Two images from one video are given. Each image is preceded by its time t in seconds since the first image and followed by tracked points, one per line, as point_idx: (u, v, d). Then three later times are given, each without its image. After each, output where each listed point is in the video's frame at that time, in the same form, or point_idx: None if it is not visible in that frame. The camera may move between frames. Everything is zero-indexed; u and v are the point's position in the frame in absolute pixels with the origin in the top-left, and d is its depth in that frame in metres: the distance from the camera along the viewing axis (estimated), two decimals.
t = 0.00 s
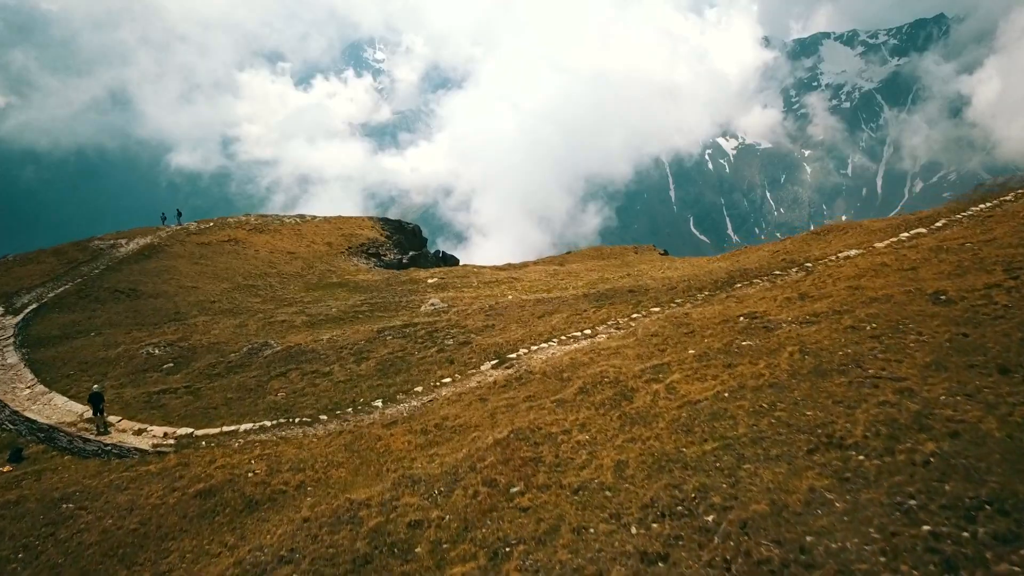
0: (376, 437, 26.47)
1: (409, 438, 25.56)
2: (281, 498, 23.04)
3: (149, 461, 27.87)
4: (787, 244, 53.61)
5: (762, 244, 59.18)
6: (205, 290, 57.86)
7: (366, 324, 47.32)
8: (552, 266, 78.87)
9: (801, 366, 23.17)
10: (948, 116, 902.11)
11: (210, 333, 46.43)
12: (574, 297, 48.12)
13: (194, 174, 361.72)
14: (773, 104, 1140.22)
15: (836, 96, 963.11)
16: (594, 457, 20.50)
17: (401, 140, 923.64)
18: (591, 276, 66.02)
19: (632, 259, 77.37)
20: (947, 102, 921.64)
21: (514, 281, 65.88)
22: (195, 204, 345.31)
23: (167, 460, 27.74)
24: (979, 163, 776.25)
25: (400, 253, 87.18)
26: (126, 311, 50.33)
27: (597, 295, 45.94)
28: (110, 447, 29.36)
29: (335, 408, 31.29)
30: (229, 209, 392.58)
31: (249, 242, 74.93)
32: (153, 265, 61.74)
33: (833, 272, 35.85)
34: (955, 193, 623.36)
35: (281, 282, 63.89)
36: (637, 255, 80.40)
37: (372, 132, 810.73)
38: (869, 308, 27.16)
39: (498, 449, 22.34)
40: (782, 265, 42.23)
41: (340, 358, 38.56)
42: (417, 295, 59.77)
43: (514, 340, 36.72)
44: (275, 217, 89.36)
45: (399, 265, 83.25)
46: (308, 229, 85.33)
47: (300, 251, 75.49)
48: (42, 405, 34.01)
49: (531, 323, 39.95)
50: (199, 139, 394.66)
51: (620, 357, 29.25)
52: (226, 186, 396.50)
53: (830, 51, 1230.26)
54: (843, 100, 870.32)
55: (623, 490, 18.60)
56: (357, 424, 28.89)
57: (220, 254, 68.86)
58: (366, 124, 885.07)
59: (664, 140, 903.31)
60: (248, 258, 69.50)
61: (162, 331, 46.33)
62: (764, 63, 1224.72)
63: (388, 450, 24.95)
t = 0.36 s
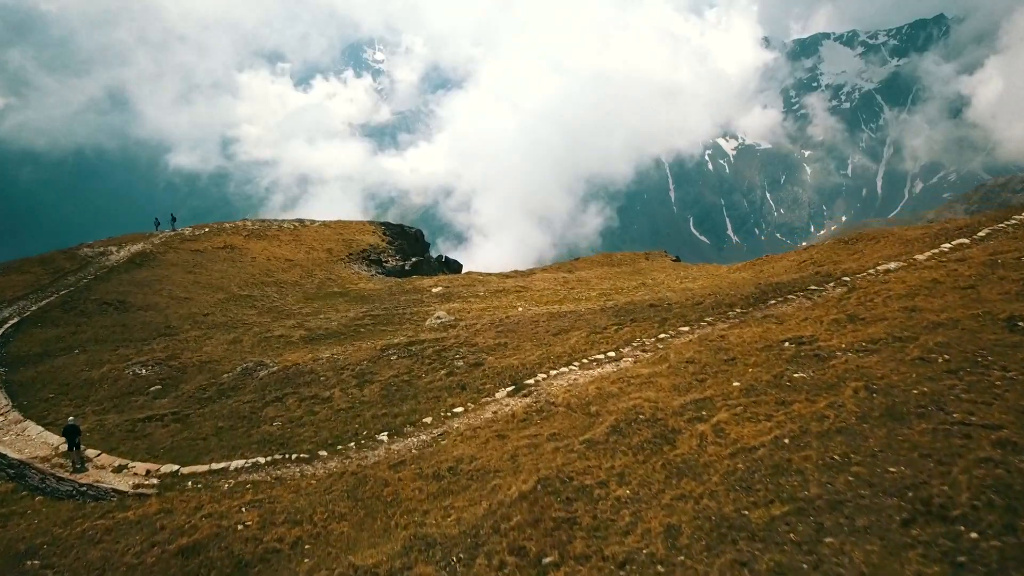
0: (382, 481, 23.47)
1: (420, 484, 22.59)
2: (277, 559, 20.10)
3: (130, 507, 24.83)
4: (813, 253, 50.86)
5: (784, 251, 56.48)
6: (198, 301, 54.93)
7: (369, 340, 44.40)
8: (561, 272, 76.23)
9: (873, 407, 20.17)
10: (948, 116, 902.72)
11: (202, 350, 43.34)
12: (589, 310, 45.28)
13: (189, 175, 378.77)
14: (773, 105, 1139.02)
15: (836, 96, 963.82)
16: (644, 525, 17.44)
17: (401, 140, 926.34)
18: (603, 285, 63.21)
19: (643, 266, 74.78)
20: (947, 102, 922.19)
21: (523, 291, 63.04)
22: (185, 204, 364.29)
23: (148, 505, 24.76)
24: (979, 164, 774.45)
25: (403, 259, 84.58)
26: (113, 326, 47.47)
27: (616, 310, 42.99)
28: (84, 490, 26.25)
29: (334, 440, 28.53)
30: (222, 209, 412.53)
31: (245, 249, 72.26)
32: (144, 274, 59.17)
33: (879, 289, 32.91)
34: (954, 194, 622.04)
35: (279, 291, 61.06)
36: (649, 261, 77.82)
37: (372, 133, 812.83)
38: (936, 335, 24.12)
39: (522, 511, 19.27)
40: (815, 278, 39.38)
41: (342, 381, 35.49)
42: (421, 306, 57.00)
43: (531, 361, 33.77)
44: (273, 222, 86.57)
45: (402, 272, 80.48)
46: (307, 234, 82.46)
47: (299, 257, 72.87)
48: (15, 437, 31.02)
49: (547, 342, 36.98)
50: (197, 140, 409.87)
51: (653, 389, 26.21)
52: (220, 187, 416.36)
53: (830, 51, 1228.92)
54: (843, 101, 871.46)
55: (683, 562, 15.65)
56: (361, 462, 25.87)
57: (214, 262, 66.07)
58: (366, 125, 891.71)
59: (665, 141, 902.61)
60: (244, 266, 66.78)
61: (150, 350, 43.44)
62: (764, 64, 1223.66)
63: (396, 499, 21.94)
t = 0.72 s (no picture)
0: (392, 541, 20.49)
1: (434, 544, 19.68)
2: None
3: (105, 565, 22.00)
4: (842, 264, 48.17)
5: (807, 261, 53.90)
6: (191, 314, 51.97)
7: (372, 360, 41.48)
8: (572, 280, 73.61)
9: (968, 464, 17.14)
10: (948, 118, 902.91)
11: (191, 371, 40.33)
12: (607, 326, 42.51)
13: (190, 176, 388.47)
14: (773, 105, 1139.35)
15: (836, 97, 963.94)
16: None
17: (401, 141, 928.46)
18: (617, 295, 60.43)
19: (656, 273, 72.23)
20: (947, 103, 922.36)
21: (533, 301, 60.25)
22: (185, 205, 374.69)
23: (123, 565, 21.81)
24: (979, 167, 774.93)
25: (405, 265, 81.99)
26: (99, 342, 44.61)
27: (637, 326, 40.08)
28: (56, 541, 23.35)
29: (336, 481, 25.67)
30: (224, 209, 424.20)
31: (242, 256, 69.49)
32: (135, 285, 56.36)
33: (933, 308, 29.98)
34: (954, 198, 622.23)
35: (277, 301, 58.23)
36: (662, 268, 75.34)
37: (373, 133, 813.25)
38: (1020, 372, 21.19)
39: None
40: (853, 294, 36.59)
41: (342, 409, 32.47)
42: (426, 318, 54.07)
43: (550, 387, 30.77)
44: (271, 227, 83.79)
45: (405, 279, 77.67)
46: (306, 240, 79.70)
47: (298, 264, 70.22)
48: None
49: (565, 366, 34.04)
50: (198, 140, 418.95)
51: (692, 429, 23.25)
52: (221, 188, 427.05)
53: (830, 52, 1229.09)
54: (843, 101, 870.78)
55: None
56: (365, 512, 22.92)
57: (208, 271, 63.26)
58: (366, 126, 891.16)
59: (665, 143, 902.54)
60: (240, 274, 63.94)
61: (138, 370, 40.52)
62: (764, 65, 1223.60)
63: (407, 566, 18.90)
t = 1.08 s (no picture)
0: None
1: None
2: None
3: None
4: (881, 276, 45.01)
5: (836, 272, 51.04)
6: (183, 328, 49.00)
7: (380, 381, 38.65)
8: (584, 288, 70.70)
9: None
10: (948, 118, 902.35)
11: (181, 395, 37.36)
12: (627, 344, 39.63)
13: (187, 175, 395.35)
14: (773, 106, 1138.18)
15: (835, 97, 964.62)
16: None
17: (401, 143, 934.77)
18: (632, 308, 57.71)
19: (670, 283, 69.23)
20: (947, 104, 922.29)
21: (543, 314, 57.47)
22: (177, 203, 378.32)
23: None
24: (979, 168, 772.75)
25: (409, 273, 79.34)
26: (80, 362, 41.53)
27: (665, 347, 37.03)
28: None
29: (338, 536, 22.58)
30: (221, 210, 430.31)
31: (238, 265, 66.48)
32: (123, 297, 53.48)
33: (999, 332, 27.07)
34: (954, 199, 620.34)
35: (274, 315, 55.21)
36: (676, 276, 72.38)
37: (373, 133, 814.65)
38: None
39: None
40: (901, 314, 33.40)
41: (345, 442, 29.47)
42: (434, 334, 51.11)
43: (575, 421, 27.72)
44: (269, 232, 80.96)
45: (408, 287, 75.06)
46: (305, 247, 76.67)
47: (298, 274, 67.29)
48: None
49: (590, 393, 30.91)
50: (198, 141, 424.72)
51: (744, 480, 20.22)
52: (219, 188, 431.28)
53: (830, 53, 1229.55)
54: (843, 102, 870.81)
55: None
56: None
57: (202, 281, 60.37)
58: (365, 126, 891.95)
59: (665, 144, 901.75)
60: (237, 285, 60.92)
61: (122, 395, 37.47)
62: (763, 67, 1224.33)
63: None
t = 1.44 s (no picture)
0: None
1: None
2: None
3: None
4: (922, 289, 42.09)
5: (868, 282, 48.19)
6: (172, 345, 46.02)
7: (388, 407, 35.66)
8: (597, 297, 68.01)
9: None
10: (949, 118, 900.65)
11: (168, 424, 34.24)
12: (650, 365, 36.71)
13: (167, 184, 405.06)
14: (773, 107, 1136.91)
15: (836, 98, 964.07)
16: None
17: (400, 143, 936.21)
18: (650, 319, 54.98)
19: (685, 292, 66.41)
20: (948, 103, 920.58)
21: (556, 326, 54.72)
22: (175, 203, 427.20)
23: None
24: (981, 169, 768.75)
25: (412, 280, 76.84)
26: (63, 382, 38.62)
27: (698, 372, 34.03)
28: None
29: None
30: (218, 208, 475.58)
31: (234, 274, 63.95)
32: (110, 310, 50.74)
33: None
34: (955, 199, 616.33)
35: (270, 329, 52.54)
36: (691, 285, 69.62)
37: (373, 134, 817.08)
38: None
39: None
40: (957, 336, 30.24)
41: (349, 484, 26.42)
42: (441, 350, 48.29)
43: (602, 462, 24.89)
44: (267, 238, 78.50)
45: (411, 295, 72.28)
46: (303, 254, 74.08)
47: (297, 283, 64.69)
48: None
49: (619, 429, 27.89)
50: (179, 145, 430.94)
51: (821, 550, 17.09)
52: (214, 188, 475.67)
53: (830, 53, 1227.89)
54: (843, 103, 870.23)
55: None
56: None
57: (195, 291, 57.69)
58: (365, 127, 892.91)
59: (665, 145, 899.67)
60: (231, 296, 58.28)
61: (104, 421, 34.47)
62: (764, 67, 1223.78)
63: None
